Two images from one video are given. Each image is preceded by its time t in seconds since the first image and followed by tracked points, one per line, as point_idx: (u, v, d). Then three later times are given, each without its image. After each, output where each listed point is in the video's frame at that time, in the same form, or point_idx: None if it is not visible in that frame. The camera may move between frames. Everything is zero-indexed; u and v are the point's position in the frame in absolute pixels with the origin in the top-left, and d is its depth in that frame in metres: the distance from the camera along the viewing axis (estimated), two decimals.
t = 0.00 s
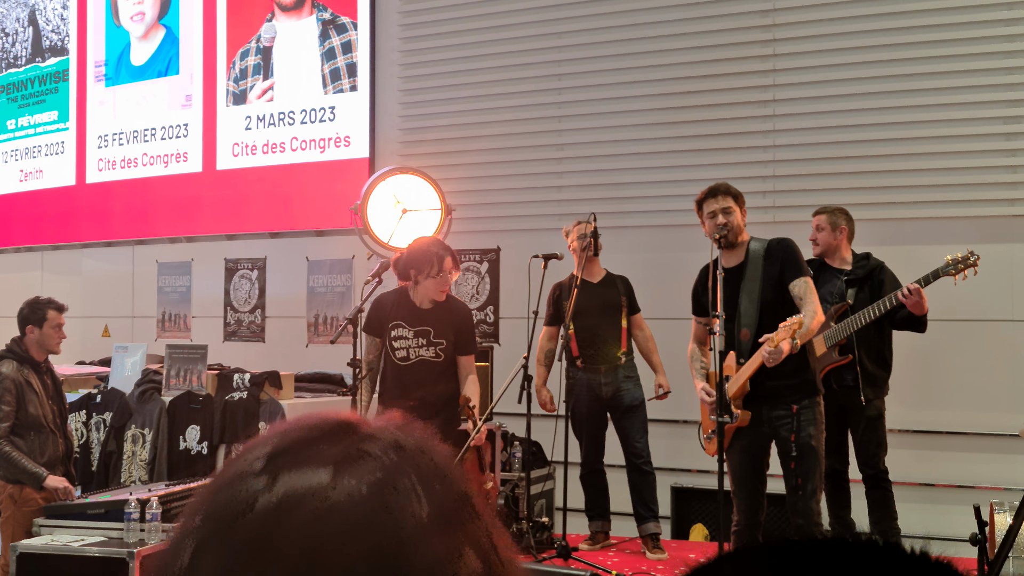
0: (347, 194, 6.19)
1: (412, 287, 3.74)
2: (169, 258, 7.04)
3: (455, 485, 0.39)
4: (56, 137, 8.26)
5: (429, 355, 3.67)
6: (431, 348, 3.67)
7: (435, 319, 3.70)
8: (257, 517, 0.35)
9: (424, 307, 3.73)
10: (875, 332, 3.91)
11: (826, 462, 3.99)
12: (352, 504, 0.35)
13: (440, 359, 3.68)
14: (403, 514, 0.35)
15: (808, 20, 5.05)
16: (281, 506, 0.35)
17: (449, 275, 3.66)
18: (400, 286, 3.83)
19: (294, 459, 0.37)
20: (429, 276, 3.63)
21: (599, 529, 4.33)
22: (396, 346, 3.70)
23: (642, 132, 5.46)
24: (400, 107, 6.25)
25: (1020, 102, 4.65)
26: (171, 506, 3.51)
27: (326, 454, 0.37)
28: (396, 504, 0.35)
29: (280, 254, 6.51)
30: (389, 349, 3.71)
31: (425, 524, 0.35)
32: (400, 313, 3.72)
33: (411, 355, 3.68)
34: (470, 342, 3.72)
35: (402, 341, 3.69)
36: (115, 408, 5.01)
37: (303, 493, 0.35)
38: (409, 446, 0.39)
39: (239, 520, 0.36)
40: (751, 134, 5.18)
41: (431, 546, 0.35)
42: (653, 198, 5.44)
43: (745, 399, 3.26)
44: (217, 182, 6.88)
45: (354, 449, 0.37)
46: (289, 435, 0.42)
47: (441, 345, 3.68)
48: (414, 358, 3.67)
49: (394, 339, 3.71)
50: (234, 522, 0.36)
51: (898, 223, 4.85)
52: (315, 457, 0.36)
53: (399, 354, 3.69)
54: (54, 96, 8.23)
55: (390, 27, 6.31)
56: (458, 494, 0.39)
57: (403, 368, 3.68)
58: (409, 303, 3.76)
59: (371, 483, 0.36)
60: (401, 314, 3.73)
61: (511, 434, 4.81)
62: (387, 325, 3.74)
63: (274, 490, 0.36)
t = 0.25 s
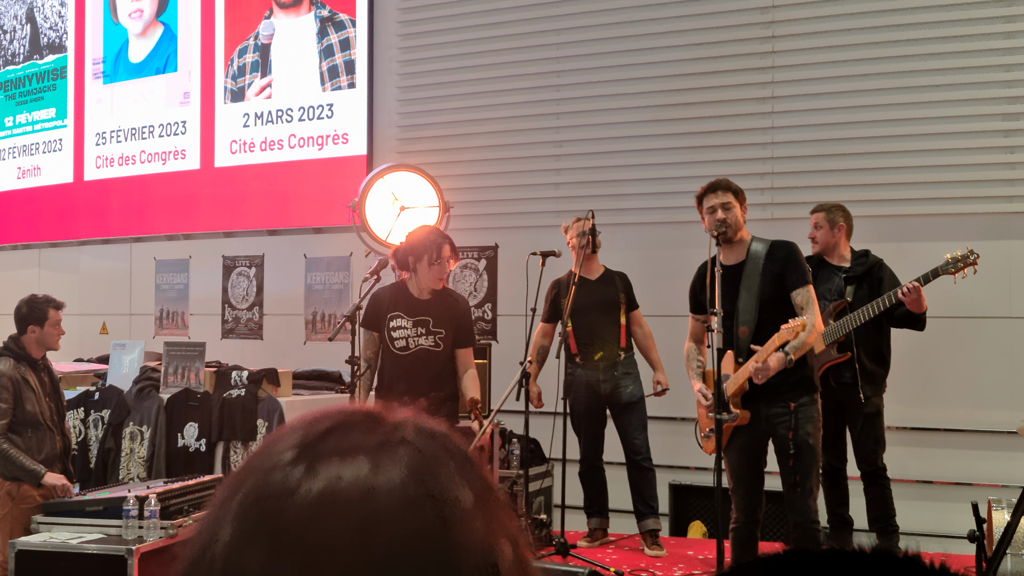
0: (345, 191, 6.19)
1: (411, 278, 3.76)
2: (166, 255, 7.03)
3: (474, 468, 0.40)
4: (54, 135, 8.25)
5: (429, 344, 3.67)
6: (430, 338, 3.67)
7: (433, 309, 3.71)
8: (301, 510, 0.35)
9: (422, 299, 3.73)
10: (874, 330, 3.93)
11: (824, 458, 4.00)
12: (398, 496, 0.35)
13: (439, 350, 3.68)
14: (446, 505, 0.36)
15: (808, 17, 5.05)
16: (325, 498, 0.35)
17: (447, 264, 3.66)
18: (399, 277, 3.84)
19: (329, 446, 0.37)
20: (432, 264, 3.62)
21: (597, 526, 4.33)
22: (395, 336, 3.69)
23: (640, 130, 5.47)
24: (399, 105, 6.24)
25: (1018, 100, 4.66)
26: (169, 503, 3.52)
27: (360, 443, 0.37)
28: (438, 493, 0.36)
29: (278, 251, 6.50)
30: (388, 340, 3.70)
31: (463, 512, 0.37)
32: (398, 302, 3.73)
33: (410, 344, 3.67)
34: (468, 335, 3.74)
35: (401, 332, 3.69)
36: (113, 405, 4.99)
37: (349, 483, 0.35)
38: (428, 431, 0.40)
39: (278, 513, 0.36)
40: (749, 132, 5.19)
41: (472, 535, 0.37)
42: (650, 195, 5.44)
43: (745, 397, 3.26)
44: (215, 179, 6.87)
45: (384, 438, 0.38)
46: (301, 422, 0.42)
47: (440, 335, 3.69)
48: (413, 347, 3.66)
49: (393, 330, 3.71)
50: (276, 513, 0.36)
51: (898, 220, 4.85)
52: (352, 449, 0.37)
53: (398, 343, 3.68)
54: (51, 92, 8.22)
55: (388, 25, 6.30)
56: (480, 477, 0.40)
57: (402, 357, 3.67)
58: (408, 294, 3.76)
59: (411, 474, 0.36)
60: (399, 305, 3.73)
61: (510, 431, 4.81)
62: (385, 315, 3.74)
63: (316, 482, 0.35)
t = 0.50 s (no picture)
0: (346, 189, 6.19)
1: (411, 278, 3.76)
2: (167, 253, 7.03)
3: (477, 444, 0.44)
4: (54, 132, 8.24)
5: (430, 341, 3.67)
6: (431, 334, 3.68)
7: (433, 306, 3.71)
8: (331, 504, 0.39)
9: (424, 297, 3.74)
10: (875, 327, 3.94)
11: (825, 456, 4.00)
12: (419, 482, 0.40)
13: (439, 346, 3.69)
14: (462, 484, 0.41)
15: (808, 15, 5.04)
16: (355, 491, 0.39)
17: (447, 262, 3.66)
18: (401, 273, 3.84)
19: (349, 442, 0.41)
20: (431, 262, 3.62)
21: (597, 524, 4.34)
22: (396, 334, 3.69)
23: (641, 128, 5.46)
24: (399, 103, 6.24)
25: (1019, 98, 4.65)
26: (170, 502, 3.52)
27: (377, 436, 0.41)
28: (454, 473, 0.41)
29: (278, 250, 6.50)
30: (388, 337, 3.70)
31: (477, 487, 0.41)
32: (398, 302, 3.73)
33: (411, 341, 3.67)
34: (467, 333, 3.76)
35: (402, 329, 3.69)
36: (113, 403, 4.99)
37: (374, 475, 0.39)
38: (431, 419, 0.44)
39: (309, 506, 0.39)
40: (749, 130, 5.18)
41: (488, 509, 0.41)
42: (651, 193, 5.44)
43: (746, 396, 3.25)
44: (215, 178, 6.87)
45: (397, 430, 0.42)
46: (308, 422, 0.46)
47: (441, 332, 3.70)
48: (415, 345, 3.67)
49: (394, 327, 3.71)
50: (307, 509, 0.39)
51: (899, 218, 4.85)
52: (374, 442, 0.40)
53: (398, 341, 3.68)
54: (51, 90, 8.21)
55: (389, 23, 6.30)
56: (483, 454, 0.45)
57: (404, 356, 3.67)
58: (408, 292, 3.76)
59: (427, 461, 0.40)
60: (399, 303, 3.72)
61: (510, 429, 4.81)
62: (387, 313, 3.74)
63: (342, 477, 0.39)
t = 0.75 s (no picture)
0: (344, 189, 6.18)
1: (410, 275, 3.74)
2: (165, 253, 7.03)
3: (471, 439, 0.44)
4: (53, 132, 8.23)
5: (428, 342, 3.68)
6: (429, 335, 3.68)
7: (431, 305, 3.70)
8: (329, 504, 0.39)
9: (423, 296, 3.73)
10: (874, 328, 3.94)
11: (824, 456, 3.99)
12: (418, 480, 0.40)
13: (437, 345, 3.70)
14: (459, 480, 0.41)
15: (807, 15, 5.04)
16: (354, 490, 0.39)
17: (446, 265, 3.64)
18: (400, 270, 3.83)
19: (346, 441, 0.40)
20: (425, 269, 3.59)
21: (596, 524, 4.33)
22: (395, 333, 3.71)
23: (639, 128, 5.46)
24: (398, 103, 6.24)
25: (1017, 98, 4.65)
26: (169, 502, 3.52)
27: (373, 434, 0.41)
28: (451, 471, 0.41)
29: (277, 249, 6.50)
30: (388, 337, 3.72)
31: (474, 483, 0.41)
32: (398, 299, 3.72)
33: (409, 341, 3.68)
34: (467, 330, 3.75)
35: (400, 329, 3.70)
36: (112, 403, 4.98)
37: (372, 473, 0.39)
38: (423, 415, 0.44)
39: (306, 506, 0.39)
40: (748, 130, 5.18)
41: (484, 508, 0.41)
42: (649, 193, 5.44)
43: (743, 396, 3.26)
44: (214, 177, 6.87)
45: (392, 428, 0.41)
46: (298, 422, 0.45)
47: (440, 332, 3.70)
48: (413, 345, 3.68)
49: (393, 327, 3.72)
50: (305, 509, 0.39)
51: (898, 218, 4.85)
52: (371, 441, 0.40)
53: (396, 340, 3.70)
54: (50, 90, 8.20)
55: (388, 23, 6.30)
56: (479, 452, 0.44)
57: (402, 354, 3.69)
58: (408, 290, 3.75)
59: (423, 459, 0.40)
60: (398, 301, 3.73)
61: (509, 429, 4.81)
62: (385, 311, 3.74)
63: (339, 478, 0.39)
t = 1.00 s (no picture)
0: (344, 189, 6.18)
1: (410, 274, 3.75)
2: (166, 253, 7.04)
3: (470, 434, 0.45)
4: (54, 132, 8.24)
5: (428, 339, 3.68)
6: (429, 332, 3.68)
7: (432, 304, 3.71)
8: (339, 503, 0.38)
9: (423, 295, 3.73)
10: (874, 330, 3.94)
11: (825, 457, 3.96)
12: (427, 478, 0.40)
13: (438, 345, 3.70)
14: (465, 479, 0.41)
15: (808, 16, 5.04)
16: (363, 490, 0.38)
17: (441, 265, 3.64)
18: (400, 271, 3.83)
19: (353, 442, 0.40)
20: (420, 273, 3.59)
21: (596, 524, 4.33)
22: (394, 331, 3.70)
23: (640, 128, 5.46)
24: (399, 103, 6.24)
25: (1017, 99, 4.65)
26: (170, 501, 3.53)
27: (379, 434, 0.41)
28: (458, 469, 0.41)
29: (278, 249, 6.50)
30: (387, 334, 3.70)
31: (479, 481, 0.42)
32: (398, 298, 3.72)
33: (409, 338, 3.68)
34: (467, 330, 3.76)
35: (400, 325, 3.69)
36: (113, 403, 4.98)
37: (382, 474, 0.39)
38: (424, 415, 0.44)
39: (312, 506, 0.39)
40: (748, 130, 5.19)
41: (489, 506, 0.41)
42: (650, 193, 5.44)
43: (745, 398, 3.27)
44: (214, 177, 6.87)
45: (398, 428, 0.41)
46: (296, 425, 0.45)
47: (439, 329, 3.70)
48: (413, 342, 3.67)
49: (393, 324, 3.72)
50: (313, 510, 0.39)
51: (899, 219, 4.85)
52: (379, 441, 0.40)
53: (397, 338, 3.68)
54: (51, 90, 8.20)
55: (388, 24, 6.30)
56: (480, 449, 0.45)
57: (402, 352, 3.68)
58: (408, 290, 3.74)
59: (431, 460, 0.40)
60: (399, 300, 3.72)
61: (510, 429, 4.81)
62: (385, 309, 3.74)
63: (348, 478, 0.39)
